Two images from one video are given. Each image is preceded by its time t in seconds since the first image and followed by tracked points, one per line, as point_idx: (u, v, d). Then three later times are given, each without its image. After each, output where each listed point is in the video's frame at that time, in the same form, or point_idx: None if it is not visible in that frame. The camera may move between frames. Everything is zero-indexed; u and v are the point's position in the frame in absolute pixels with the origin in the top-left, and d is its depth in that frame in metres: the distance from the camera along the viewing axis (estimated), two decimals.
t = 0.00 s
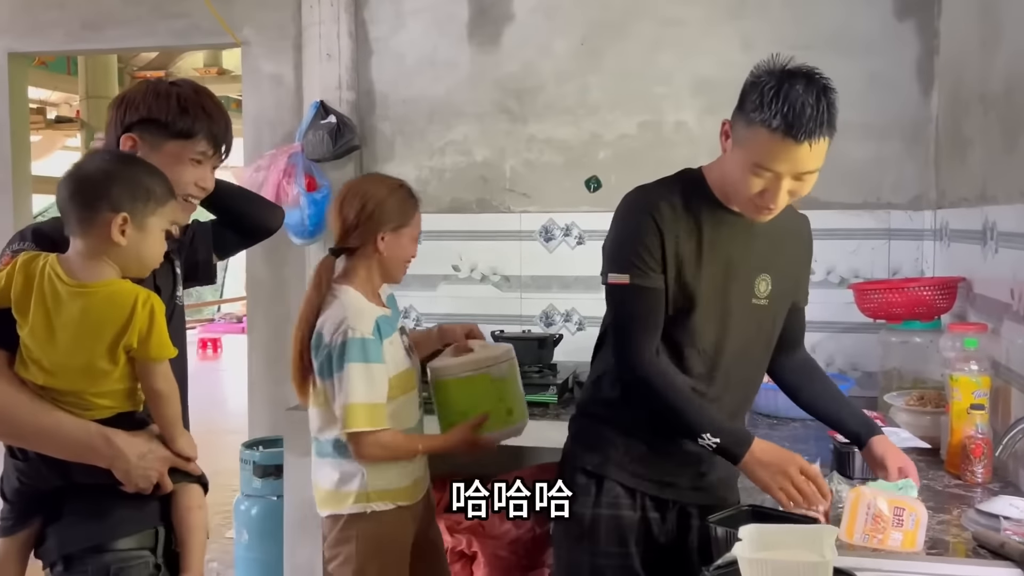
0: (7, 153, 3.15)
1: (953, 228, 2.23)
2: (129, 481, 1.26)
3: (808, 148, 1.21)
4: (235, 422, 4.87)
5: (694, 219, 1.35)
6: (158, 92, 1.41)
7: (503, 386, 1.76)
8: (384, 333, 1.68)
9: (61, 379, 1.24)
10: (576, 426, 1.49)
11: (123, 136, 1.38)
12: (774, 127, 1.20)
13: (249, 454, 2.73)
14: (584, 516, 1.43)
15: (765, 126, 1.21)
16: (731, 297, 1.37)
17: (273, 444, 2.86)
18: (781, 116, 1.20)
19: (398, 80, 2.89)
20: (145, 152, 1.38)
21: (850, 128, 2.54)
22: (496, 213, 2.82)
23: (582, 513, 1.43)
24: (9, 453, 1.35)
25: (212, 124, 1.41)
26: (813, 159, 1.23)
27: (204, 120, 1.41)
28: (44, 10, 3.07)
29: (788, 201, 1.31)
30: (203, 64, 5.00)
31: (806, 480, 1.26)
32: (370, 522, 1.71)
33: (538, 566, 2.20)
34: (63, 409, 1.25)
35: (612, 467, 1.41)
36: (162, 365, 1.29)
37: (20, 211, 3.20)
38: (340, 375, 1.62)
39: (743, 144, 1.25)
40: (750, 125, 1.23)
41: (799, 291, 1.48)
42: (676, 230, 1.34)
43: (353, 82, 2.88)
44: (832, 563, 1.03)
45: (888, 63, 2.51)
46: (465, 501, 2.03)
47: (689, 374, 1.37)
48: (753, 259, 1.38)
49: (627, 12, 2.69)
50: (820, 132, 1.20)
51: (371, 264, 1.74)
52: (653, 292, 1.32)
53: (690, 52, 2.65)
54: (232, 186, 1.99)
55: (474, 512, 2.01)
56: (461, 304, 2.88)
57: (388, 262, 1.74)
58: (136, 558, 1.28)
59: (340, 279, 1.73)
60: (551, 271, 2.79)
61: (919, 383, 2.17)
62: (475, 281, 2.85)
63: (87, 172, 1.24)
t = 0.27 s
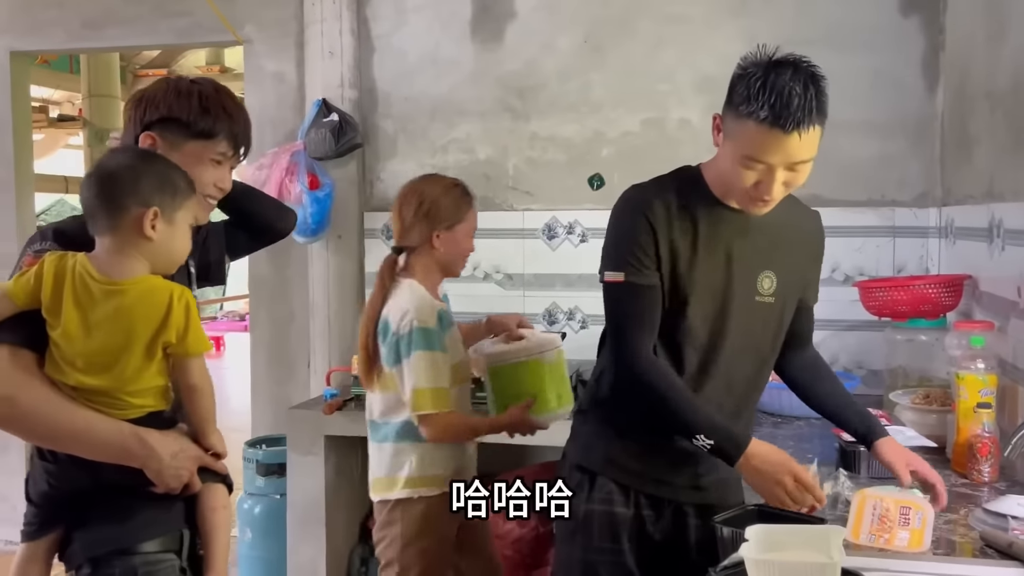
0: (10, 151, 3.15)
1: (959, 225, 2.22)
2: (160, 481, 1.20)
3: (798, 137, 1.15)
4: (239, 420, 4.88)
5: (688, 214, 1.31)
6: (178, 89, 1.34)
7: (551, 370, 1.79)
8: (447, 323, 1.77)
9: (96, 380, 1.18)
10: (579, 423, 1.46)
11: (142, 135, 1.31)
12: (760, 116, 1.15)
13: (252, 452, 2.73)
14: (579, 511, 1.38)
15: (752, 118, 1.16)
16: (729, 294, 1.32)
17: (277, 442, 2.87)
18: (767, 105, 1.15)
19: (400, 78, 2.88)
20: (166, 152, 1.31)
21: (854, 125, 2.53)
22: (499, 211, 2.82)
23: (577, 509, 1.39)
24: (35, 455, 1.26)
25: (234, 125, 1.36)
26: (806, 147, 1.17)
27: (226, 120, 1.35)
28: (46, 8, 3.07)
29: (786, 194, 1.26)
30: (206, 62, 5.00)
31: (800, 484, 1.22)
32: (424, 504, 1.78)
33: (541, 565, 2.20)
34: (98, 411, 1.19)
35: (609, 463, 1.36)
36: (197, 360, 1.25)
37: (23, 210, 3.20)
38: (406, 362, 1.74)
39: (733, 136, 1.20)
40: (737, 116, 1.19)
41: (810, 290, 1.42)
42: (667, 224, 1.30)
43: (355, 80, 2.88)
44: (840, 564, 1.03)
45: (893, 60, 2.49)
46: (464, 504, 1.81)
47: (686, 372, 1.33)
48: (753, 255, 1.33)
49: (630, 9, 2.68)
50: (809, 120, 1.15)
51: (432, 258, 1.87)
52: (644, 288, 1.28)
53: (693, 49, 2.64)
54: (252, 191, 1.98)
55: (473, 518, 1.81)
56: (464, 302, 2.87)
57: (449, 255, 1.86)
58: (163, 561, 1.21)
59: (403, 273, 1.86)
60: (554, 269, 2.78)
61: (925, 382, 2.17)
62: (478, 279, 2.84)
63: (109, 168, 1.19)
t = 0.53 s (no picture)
0: (13, 149, 3.15)
1: (961, 223, 2.23)
2: (205, 478, 1.20)
3: (800, 139, 1.15)
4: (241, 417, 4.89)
5: (680, 211, 1.30)
6: (212, 86, 1.27)
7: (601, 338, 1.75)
8: (473, 305, 1.83)
9: (140, 379, 1.18)
10: (579, 420, 1.46)
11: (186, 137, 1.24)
12: (762, 120, 1.15)
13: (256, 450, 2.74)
14: (580, 507, 1.40)
15: (754, 121, 1.16)
16: (725, 290, 1.32)
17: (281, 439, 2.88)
18: (768, 108, 1.15)
19: (403, 75, 2.88)
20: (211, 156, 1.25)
21: (857, 122, 2.53)
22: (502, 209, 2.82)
23: (579, 505, 1.41)
24: (78, 456, 1.24)
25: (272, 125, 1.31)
26: (807, 148, 1.18)
27: (265, 119, 1.31)
28: (49, 5, 3.07)
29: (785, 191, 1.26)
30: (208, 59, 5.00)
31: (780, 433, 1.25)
32: (448, 477, 1.84)
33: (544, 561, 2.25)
34: (143, 411, 1.18)
35: (608, 461, 1.36)
36: (240, 357, 1.25)
37: (26, 207, 3.21)
38: (432, 338, 1.82)
39: (733, 138, 1.20)
40: (738, 119, 1.18)
41: (809, 282, 1.42)
42: (659, 222, 1.29)
43: (358, 77, 2.88)
44: (845, 561, 1.04)
45: (897, 57, 2.49)
46: (464, 504, 1.85)
47: (681, 369, 1.33)
48: (748, 250, 1.33)
49: (632, 7, 2.68)
50: (810, 122, 1.15)
51: (451, 246, 1.94)
52: (634, 287, 1.28)
53: (696, 47, 2.64)
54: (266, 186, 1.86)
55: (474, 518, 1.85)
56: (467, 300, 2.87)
57: (464, 244, 1.92)
58: (202, 562, 1.20)
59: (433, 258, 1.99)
60: (557, 267, 2.78)
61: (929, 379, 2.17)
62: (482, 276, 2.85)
63: (152, 164, 1.17)
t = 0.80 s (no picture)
0: (12, 147, 3.16)
1: (958, 219, 2.23)
2: (223, 477, 1.21)
3: (776, 128, 1.15)
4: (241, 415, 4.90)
5: (663, 206, 1.31)
6: (230, 86, 1.24)
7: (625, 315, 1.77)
8: (469, 297, 1.81)
9: (160, 379, 1.18)
10: (577, 415, 1.47)
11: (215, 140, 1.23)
12: (737, 109, 1.15)
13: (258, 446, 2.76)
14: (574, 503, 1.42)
15: (729, 110, 1.16)
16: (711, 286, 1.31)
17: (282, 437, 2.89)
18: (744, 97, 1.15)
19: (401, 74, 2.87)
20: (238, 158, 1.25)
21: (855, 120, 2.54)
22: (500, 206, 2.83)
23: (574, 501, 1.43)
24: (95, 456, 1.25)
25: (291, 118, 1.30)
26: (786, 138, 1.17)
27: (283, 117, 1.29)
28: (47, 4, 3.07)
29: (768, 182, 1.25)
30: (206, 57, 5.01)
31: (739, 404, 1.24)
32: (454, 467, 1.90)
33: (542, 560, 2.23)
34: (163, 410, 1.19)
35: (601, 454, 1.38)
36: (258, 359, 1.26)
37: (25, 205, 3.21)
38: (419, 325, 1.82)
39: (712, 128, 1.20)
40: (716, 109, 1.19)
41: (807, 281, 1.37)
42: (642, 217, 1.30)
43: (357, 76, 2.91)
44: (840, 555, 1.05)
45: (899, 55, 2.46)
46: (465, 504, 1.90)
47: (669, 363, 1.34)
48: (735, 246, 1.31)
49: (631, 5, 2.68)
50: (787, 111, 1.15)
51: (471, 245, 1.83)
52: (619, 281, 1.31)
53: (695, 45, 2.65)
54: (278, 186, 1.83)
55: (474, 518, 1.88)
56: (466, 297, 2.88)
57: (488, 243, 1.81)
58: (220, 563, 1.22)
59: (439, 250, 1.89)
60: (556, 264, 2.83)
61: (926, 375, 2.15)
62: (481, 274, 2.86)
63: (171, 163, 1.17)
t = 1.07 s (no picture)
0: (11, 145, 3.16)
1: (956, 216, 2.24)
2: (233, 473, 1.21)
3: (745, 115, 1.17)
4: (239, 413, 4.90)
5: (654, 200, 1.32)
6: (244, 80, 1.27)
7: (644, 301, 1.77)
8: (472, 290, 1.91)
9: (163, 375, 1.18)
10: (576, 411, 1.49)
11: (231, 135, 1.25)
12: (708, 96, 1.18)
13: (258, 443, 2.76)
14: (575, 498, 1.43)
15: (703, 97, 1.19)
16: (704, 279, 1.32)
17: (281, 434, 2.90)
18: (715, 84, 1.17)
19: (400, 70, 2.88)
20: (254, 153, 1.26)
21: (853, 116, 2.55)
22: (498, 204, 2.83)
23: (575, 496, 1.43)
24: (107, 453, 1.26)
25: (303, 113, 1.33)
26: (760, 125, 1.18)
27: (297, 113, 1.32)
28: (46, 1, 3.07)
29: (750, 173, 1.26)
30: (205, 55, 4.99)
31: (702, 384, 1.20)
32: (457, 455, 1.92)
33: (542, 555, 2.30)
34: (167, 405, 1.20)
35: (600, 449, 1.39)
36: (261, 353, 1.23)
37: (24, 203, 3.21)
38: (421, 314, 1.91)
39: (689, 117, 1.23)
40: (693, 97, 1.21)
41: (806, 275, 1.38)
42: (633, 211, 1.31)
43: (356, 73, 2.89)
44: (839, 547, 1.05)
45: (893, 53, 2.50)
46: (464, 504, 1.92)
47: (664, 356, 1.34)
48: (727, 239, 1.32)
49: (630, 2, 2.68)
50: (757, 98, 1.16)
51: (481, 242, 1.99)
52: (611, 275, 1.31)
53: (693, 42, 2.65)
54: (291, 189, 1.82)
55: (474, 518, 1.92)
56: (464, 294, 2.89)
57: (497, 241, 1.98)
58: (231, 560, 1.23)
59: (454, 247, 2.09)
60: (554, 262, 2.79)
61: (922, 372, 2.18)
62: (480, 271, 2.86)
63: (165, 158, 1.17)
